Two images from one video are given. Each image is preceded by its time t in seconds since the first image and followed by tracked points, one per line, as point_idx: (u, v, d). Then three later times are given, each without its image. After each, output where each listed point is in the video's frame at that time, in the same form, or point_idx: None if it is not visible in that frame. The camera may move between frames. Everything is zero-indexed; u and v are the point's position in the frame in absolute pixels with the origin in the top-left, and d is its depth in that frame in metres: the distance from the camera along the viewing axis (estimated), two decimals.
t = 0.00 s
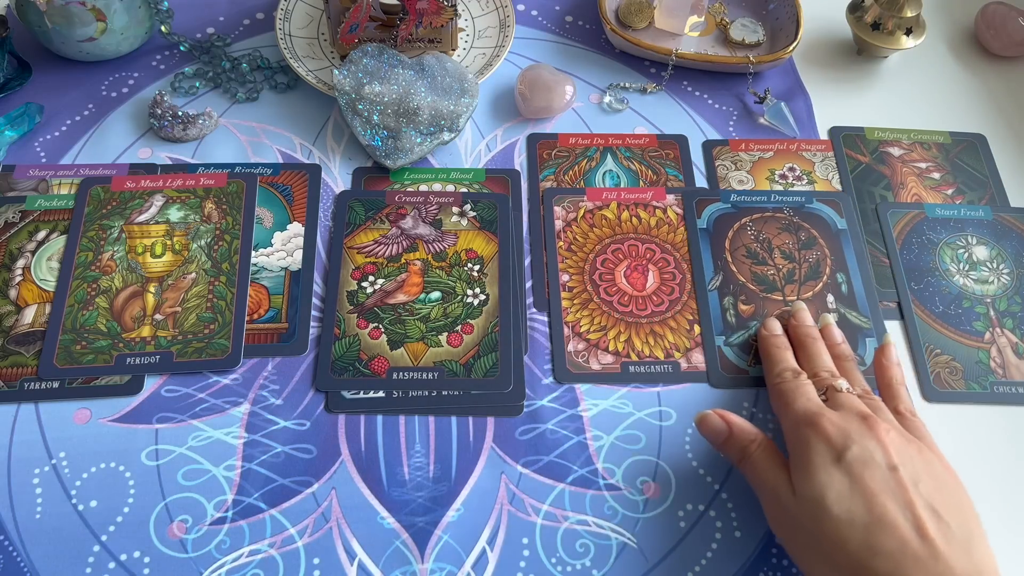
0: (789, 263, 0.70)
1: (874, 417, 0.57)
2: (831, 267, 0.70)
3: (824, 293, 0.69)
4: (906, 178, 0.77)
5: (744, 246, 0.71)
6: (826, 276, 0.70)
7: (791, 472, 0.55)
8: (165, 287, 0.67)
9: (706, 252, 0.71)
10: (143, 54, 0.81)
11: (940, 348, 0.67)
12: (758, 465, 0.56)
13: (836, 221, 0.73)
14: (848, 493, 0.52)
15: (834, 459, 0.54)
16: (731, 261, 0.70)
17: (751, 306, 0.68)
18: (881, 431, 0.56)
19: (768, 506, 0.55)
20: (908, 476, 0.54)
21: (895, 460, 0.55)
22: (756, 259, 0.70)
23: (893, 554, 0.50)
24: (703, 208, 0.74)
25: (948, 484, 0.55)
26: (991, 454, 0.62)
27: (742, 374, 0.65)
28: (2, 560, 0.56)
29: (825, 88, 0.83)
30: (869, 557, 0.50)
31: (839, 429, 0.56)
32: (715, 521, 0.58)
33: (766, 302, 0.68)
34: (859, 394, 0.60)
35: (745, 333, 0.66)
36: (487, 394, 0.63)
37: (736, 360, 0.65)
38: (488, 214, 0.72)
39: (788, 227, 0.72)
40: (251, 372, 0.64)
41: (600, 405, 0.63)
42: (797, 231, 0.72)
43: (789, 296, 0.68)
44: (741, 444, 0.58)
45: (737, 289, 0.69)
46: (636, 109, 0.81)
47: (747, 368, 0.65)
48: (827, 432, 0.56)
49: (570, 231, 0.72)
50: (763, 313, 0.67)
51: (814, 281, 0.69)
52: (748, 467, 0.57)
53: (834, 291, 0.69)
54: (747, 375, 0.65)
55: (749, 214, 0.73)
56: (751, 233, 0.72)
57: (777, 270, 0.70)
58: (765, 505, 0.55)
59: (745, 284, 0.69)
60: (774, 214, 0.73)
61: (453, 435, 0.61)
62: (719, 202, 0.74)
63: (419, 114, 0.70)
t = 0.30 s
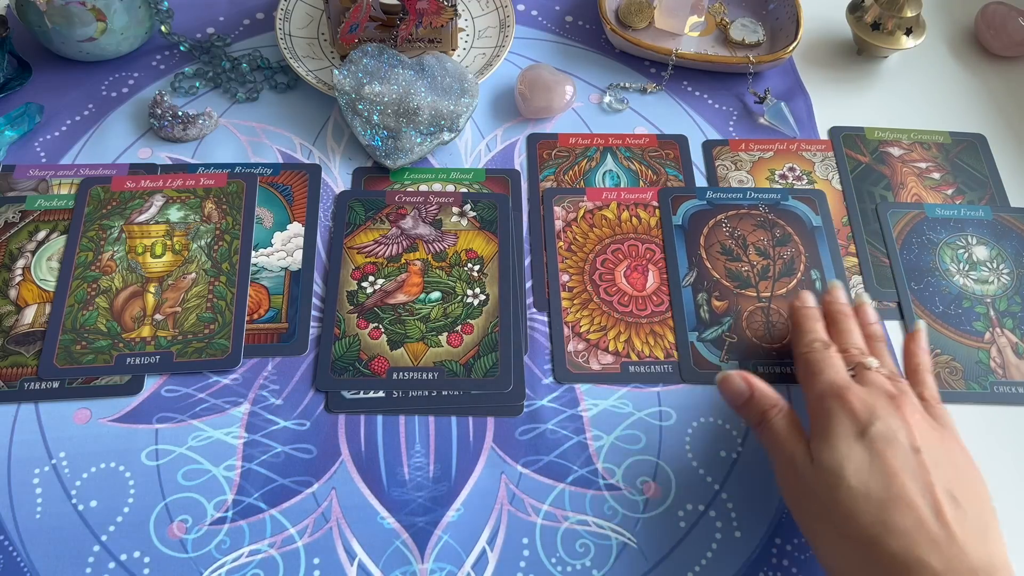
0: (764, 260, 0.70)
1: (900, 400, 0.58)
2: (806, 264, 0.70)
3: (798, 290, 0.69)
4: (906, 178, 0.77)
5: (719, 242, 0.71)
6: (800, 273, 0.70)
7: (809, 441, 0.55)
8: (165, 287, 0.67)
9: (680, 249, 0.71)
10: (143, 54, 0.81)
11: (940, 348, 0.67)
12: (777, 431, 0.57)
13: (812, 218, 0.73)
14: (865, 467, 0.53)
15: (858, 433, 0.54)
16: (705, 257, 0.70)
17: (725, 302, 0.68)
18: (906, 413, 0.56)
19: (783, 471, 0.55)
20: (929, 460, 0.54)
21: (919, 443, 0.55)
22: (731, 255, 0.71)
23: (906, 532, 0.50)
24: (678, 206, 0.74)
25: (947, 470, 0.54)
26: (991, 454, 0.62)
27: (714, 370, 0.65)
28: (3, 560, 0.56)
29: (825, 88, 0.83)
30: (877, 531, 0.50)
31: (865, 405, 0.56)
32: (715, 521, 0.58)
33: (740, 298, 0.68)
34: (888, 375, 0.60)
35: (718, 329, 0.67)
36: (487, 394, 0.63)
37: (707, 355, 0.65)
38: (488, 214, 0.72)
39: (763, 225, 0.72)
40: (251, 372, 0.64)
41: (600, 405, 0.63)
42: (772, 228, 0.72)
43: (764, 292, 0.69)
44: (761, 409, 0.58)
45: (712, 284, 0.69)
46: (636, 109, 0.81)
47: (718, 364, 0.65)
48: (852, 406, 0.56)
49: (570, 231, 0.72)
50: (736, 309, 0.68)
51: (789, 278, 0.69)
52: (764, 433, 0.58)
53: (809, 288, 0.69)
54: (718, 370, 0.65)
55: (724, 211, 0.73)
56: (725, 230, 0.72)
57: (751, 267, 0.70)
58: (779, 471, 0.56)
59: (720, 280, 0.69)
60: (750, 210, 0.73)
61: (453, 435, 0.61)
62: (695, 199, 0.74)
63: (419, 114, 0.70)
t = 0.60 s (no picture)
0: (763, 260, 0.70)
1: (1016, 423, 0.59)
2: (806, 265, 0.70)
3: (798, 290, 0.69)
4: (906, 178, 0.77)
5: (719, 242, 0.71)
6: (800, 274, 0.70)
7: (913, 446, 0.57)
8: (165, 287, 0.67)
9: (679, 249, 0.71)
10: (143, 54, 0.81)
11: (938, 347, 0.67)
12: (886, 435, 0.58)
13: (812, 218, 0.73)
14: (965, 476, 0.54)
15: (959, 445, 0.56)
16: (705, 257, 0.70)
17: (725, 302, 0.68)
18: (1017, 437, 0.57)
19: (881, 473, 0.57)
20: None
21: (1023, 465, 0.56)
22: (731, 255, 0.71)
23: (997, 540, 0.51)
24: (678, 206, 0.74)
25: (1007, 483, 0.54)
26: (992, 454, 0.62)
27: (715, 370, 0.65)
28: (3, 560, 0.56)
29: (825, 88, 0.83)
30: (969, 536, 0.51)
31: (976, 421, 0.57)
32: (715, 521, 0.58)
33: (740, 298, 0.68)
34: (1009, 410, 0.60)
35: (718, 329, 0.67)
36: (487, 394, 0.63)
37: (707, 354, 0.65)
38: (488, 214, 0.72)
39: (763, 225, 0.72)
40: (251, 372, 0.64)
41: (600, 405, 0.63)
42: (772, 228, 0.72)
43: (764, 292, 0.69)
44: (874, 414, 0.60)
45: (711, 284, 0.69)
46: (636, 110, 0.81)
47: (718, 364, 0.65)
48: (962, 418, 0.58)
49: (570, 231, 0.72)
50: (736, 309, 0.68)
51: (788, 278, 0.70)
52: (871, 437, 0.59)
53: (808, 288, 0.69)
54: (717, 370, 0.65)
55: (724, 211, 0.73)
56: (725, 230, 0.72)
57: (751, 266, 0.70)
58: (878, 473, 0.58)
59: (719, 280, 0.69)
60: (750, 210, 0.73)
61: (453, 436, 0.61)
62: (695, 199, 0.74)
63: (419, 114, 0.70)
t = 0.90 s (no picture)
0: (764, 260, 0.70)
1: (992, 409, 0.59)
2: (806, 265, 0.70)
3: (798, 290, 0.69)
4: (906, 177, 0.77)
5: (719, 242, 0.71)
6: (800, 274, 0.70)
7: (891, 436, 0.57)
8: (165, 287, 0.67)
9: (679, 249, 0.71)
10: (143, 54, 0.81)
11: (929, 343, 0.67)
12: (865, 426, 0.59)
13: (812, 218, 0.73)
14: (943, 463, 0.54)
15: (936, 433, 0.56)
16: (706, 257, 0.70)
17: (725, 302, 0.68)
18: (994, 421, 0.57)
19: (861, 464, 0.58)
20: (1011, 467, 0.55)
21: (1001, 449, 0.56)
22: (731, 255, 0.71)
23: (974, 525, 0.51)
24: (678, 206, 0.74)
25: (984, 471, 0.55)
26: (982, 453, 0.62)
27: (715, 370, 0.65)
28: (3, 560, 0.56)
29: (826, 88, 0.83)
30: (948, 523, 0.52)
31: (953, 408, 0.57)
32: (715, 521, 0.58)
33: (740, 298, 0.68)
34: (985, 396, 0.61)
35: (718, 330, 0.67)
36: (487, 394, 0.63)
37: (707, 354, 0.65)
38: (488, 214, 0.72)
39: (763, 225, 0.73)
40: (251, 372, 0.64)
41: (600, 405, 0.63)
42: (772, 228, 0.72)
43: (764, 292, 0.69)
44: (852, 406, 0.60)
45: (711, 284, 0.69)
46: (636, 109, 0.81)
47: (718, 364, 0.65)
48: (939, 407, 0.58)
49: (570, 231, 0.72)
50: (736, 309, 0.68)
51: (788, 278, 0.70)
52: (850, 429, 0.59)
53: (808, 288, 0.69)
54: (717, 370, 0.65)
55: (724, 211, 0.73)
56: (725, 230, 0.72)
57: (751, 266, 0.70)
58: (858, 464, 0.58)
59: (720, 280, 0.69)
60: (751, 210, 0.73)
61: (453, 436, 0.61)
62: (695, 199, 0.74)
63: (419, 114, 0.70)
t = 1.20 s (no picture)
0: (764, 260, 0.70)
1: None
2: (806, 265, 0.70)
3: (798, 290, 0.69)
4: (906, 177, 0.77)
5: (719, 242, 0.71)
6: (800, 274, 0.70)
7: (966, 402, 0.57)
8: (165, 287, 0.67)
9: (679, 249, 0.71)
10: (143, 54, 0.81)
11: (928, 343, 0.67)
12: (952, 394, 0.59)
13: (812, 218, 0.73)
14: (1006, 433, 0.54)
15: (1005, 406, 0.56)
16: (706, 257, 0.70)
17: (725, 302, 0.68)
18: None
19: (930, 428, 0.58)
20: None
21: None
22: (731, 255, 0.71)
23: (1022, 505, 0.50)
24: (678, 206, 0.74)
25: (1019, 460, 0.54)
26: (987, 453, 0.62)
27: (715, 370, 0.65)
28: (3, 560, 0.56)
29: (826, 88, 0.83)
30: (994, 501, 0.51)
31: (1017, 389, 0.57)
32: (715, 521, 0.58)
33: (740, 298, 0.68)
34: None
35: (718, 329, 0.67)
36: (487, 394, 0.63)
37: (707, 354, 0.65)
38: (488, 214, 0.72)
39: (763, 225, 0.72)
40: (251, 372, 0.64)
41: (600, 405, 0.63)
42: (772, 228, 0.72)
43: (764, 292, 0.69)
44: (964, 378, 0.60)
45: (711, 284, 0.69)
46: (636, 109, 0.81)
47: (718, 363, 0.65)
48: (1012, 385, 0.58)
49: (570, 231, 0.72)
50: (736, 309, 0.68)
51: (788, 278, 0.70)
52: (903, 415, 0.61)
53: (808, 288, 0.69)
54: (717, 370, 0.65)
55: (724, 211, 0.73)
56: (725, 230, 0.72)
57: (751, 266, 0.70)
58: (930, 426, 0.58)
59: (720, 280, 0.69)
60: (750, 210, 0.73)
61: (453, 436, 0.61)
62: (695, 199, 0.74)
63: (419, 114, 0.70)
